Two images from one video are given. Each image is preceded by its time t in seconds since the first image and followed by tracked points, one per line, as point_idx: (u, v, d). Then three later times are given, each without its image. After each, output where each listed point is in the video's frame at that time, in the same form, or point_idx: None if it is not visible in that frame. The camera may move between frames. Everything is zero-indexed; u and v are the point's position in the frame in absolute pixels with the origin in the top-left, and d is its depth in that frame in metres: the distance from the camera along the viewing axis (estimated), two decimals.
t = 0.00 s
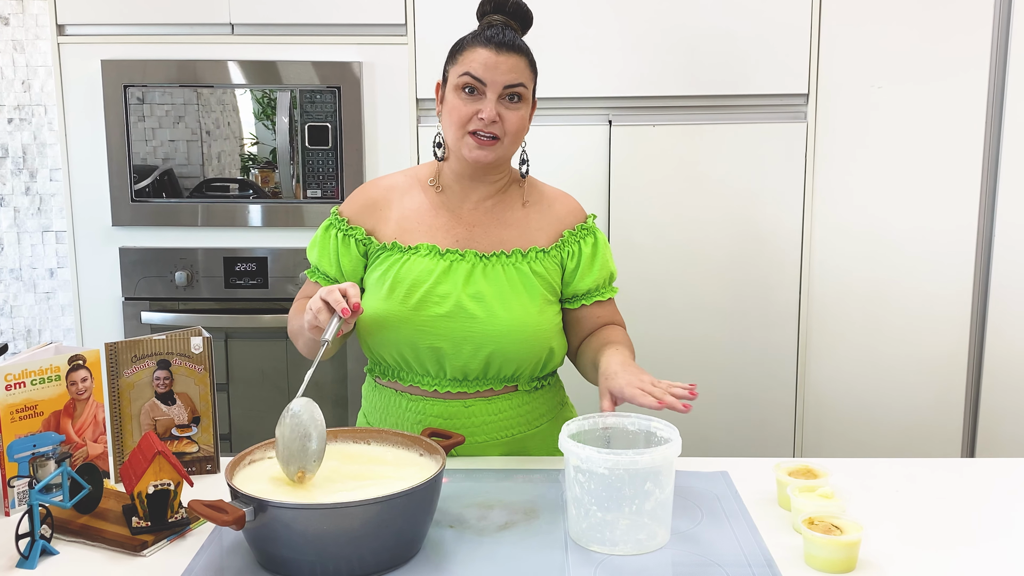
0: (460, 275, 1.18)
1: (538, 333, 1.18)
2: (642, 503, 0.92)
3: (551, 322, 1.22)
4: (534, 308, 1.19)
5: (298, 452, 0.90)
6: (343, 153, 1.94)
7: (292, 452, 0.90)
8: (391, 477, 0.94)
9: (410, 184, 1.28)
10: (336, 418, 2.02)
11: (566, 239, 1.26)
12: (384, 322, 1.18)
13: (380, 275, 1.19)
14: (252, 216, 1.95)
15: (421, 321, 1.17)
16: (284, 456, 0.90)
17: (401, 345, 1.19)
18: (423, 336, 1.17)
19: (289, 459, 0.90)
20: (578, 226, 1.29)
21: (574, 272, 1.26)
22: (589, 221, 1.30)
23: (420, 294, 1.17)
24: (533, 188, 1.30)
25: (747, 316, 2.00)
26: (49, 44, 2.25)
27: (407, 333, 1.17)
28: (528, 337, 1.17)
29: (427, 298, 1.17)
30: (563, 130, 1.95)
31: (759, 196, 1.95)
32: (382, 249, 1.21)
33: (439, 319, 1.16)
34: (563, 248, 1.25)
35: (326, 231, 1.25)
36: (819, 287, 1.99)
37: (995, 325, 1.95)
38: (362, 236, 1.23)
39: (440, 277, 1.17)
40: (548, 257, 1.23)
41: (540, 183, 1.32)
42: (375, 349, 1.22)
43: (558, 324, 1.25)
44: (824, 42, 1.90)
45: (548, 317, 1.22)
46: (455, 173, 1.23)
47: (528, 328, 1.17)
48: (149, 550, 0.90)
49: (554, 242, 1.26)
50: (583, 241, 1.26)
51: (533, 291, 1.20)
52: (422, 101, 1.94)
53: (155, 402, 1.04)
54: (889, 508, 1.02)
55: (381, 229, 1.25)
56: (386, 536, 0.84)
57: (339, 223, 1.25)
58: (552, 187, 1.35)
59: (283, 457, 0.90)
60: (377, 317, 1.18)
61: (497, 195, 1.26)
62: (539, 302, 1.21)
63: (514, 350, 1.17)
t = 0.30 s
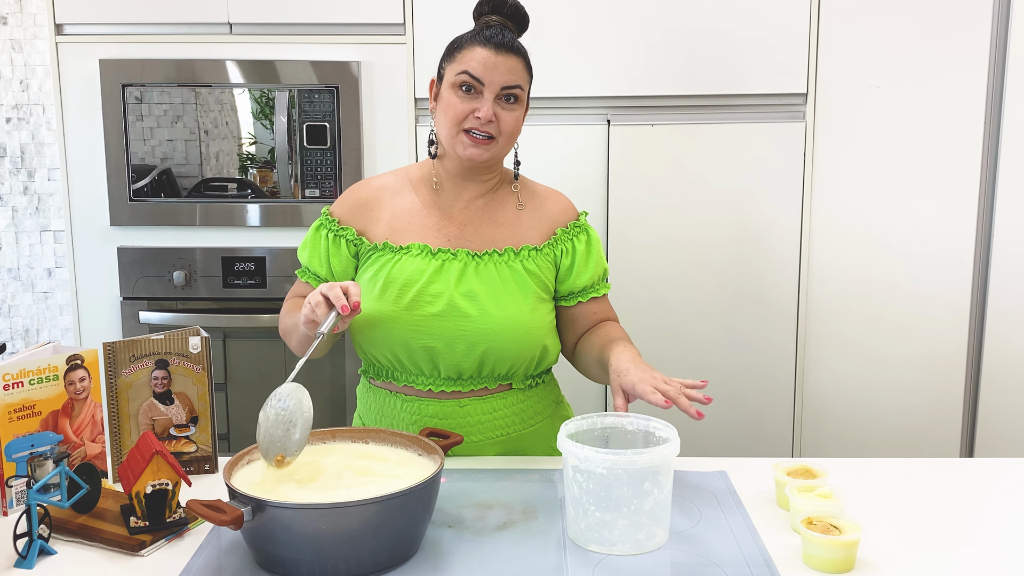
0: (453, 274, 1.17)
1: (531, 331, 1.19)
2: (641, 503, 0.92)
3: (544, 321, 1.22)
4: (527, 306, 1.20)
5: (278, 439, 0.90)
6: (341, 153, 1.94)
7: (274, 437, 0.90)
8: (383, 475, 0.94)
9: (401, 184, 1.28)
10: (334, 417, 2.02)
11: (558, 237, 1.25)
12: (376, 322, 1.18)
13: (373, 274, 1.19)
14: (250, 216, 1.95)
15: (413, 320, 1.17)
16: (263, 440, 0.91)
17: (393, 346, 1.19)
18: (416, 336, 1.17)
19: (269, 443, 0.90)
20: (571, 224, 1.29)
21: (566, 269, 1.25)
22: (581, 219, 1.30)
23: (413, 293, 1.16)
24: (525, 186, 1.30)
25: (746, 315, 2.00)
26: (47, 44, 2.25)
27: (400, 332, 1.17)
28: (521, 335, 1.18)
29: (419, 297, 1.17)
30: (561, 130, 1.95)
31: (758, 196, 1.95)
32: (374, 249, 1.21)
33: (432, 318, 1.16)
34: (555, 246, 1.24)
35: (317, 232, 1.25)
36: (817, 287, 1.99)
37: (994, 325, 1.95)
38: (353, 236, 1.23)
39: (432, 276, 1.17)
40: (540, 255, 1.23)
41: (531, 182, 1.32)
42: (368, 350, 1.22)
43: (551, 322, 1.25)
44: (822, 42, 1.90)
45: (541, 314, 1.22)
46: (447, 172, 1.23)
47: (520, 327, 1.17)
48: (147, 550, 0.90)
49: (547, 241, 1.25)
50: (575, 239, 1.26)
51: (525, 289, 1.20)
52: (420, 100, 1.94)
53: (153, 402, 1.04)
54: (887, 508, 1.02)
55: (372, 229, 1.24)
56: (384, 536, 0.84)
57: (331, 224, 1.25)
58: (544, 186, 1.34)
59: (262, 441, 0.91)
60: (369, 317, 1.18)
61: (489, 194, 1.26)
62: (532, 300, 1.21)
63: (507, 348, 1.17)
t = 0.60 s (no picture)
0: (451, 273, 1.17)
1: (530, 329, 1.19)
2: (639, 503, 0.91)
3: (543, 320, 1.21)
4: (526, 305, 1.20)
5: (302, 438, 0.91)
6: (339, 152, 1.94)
7: (297, 436, 0.91)
8: (381, 473, 0.94)
9: (397, 183, 1.28)
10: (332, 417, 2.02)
11: (554, 235, 1.25)
12: (376, 322, 1.17)
13: (371, 273, 1.19)
14: (248, 216, 1.95)
15: (412, 319, 1.16)
16: (285, 441, 0.91)
17: (392, 345, 1.18)
18: (415, 335, 1.17)
19: (292, 442, 0.91)
20: (566, 222, 1.29)
21: (564, 268, 1.25)
22: (577, 218, 1.30)
23: (412, 292, 1.16)
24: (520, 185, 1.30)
25: (745, 315, 2.00)
26: (45, 43, 2.24)
27: (399, 332, 1.17)
28: (520, 334, 1.17)
29: (418, 297, 1.16)
30: (560, 130, 1.94)
31: (757, 195, 1.95)
32: (372, 249, 1.21)
33: (431, 317, 1.16)
34: (552, 244, 1.25)
35: (314, 232, 1.25)
36: (816, 287, 1.99)
37: (992, 325, 1.94)
38: (351, 236, 1.22)
39: (431, 275, 1.17)
40: (538, 254, 1.23)
41: (526, 181, 1.33)
42: (366, 350, 1.22)
43: (550, 321, 1.25)
44: (821, 41, 1.90)
45: (540, 312, 1.22)
46: (443, 171, 1.23)
47: (519, 325, 1.17)
48: (146, 550, 0.90)
49: (544, 239, 1.26)
50: (571, 237, 1.26)
51: (524, 287, 1.20)
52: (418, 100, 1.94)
53: (151, 401, 1.04)
54: (886, 507, 1.02)
55: (369, 230, 1.24)
56: (382, 536, 0.84)
57: (327, 224, 1.25)
58: (539, 185, 1.35)
59: (283, 441, 0.91)
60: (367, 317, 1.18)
61: (485, 193, 1.26)
62: (531, 298, 1.21)
63: (507, 347, 1.17)
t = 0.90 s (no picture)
0: (449, 272, 1.17)
1: (529, 328, 1.18)
2: (638, 503, 0.91)
3: (541, 319, 1.21)
4: (525, 304, 1.19)
5: (301, 448, 0.90)
6: (338, 152, 1.94)
7: (297, 446, 0.90)
8: (379, 472, 0.94)
9: (393, 183, 1.28)
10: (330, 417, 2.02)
11: (552, 234, 1.25)
12: (374, 321, 1.17)
13: (369, 272, 1.19)
14: (246, 215, 1.94)
15: (410, 318, 1.16)
16: (285, 451, 0.90)
17: (390, 344, 1.18)
18: (413, 334, 1.17)
19: (292, 451, 0.90)
20: (565, 223, 1.28)
21: (562, 267, 1.25)
22: (575, 219, 1.29)
23: (410, 291, 1.16)
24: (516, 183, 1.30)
25: (744, 315, 2.00)
26: (43, 43, 2.24)
27: (397, 331, 1.17)
28: (519, 333, 1.17)
29: (416, 296, 1.16)
30: (559, 129, 1.94)
31: (756, 195, 1.95)
32: (370, 248, 1.21)
33: (429, 316, 1.16)
34: (550, 244, 1.24)
35: (312, 232, 1.25)
36: (815, 286, 1.99)
37: (991, 325, 1.94)
38: (348, 235, 1.22)
39: (429, 274, 1.17)
40: (536, 253, 1.22)
41: (523, 180, 1.32)
42: (365, 350, 1.22)
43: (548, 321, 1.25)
44: (820, 41, 1.90)
45: (539, 311, 1.22)
46: (439, 170, 1.24)
47: (517, 325, 1.17)
48: (144, 550, 0.90)
49: (542, 238, 1.25)
50: (569, 238, 1.26)
51: (523, 287, 1.20)
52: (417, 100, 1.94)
53: (149, 401, 1.04)
54: (884, 508, 1.02)
55: (368, 230, 1.24)
56: (380, 536, 0.83)
57: (325, 223, 1.25)
58: (537, 185, 1.34)
59: (284, 451, 0.90)
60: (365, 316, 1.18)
61: (482, 191, 1.26)
62: (529, 298, 1.20)
63: (505, 346, 1.17)
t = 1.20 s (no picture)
0: (446, 271, 1.17)
1: (526, 325, 1.18)
2: (636, 503, 0.91)
3: (540, 316, 1.21)
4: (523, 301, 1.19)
5: (296, 446, 0.90)
6: (336, 151, 1.94)
7: (292, 444, 0.90)
8: (377, 471, 0.94)
9: (386, 184, 1.28)
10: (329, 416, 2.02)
11: (549, 229, 1.24)
12: (371, 322, 1.17)
13: (367, 273, 1.19)
14: (244, 215, 1.94)
15: (407, 318, 1.16)
16: (281, 449, 0.90)
17: (388, 344, 1.18)
18: (410, 333, 1.16)
19: (287, 449, 0.90)
20: (561, 216, 1.28)
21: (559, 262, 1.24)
22: (571, 211, 1.29)
23: (406, 291, 1.16)
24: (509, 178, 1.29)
25: (742, 314, 1.99)
26: (41, 42, 2.24)
27: (394, 331, 1.17)
28: (517, 330, 1.17)
29: (413, 295, 1.16)
30: (557, 129, 1.94)
31: (754, 195, 1.95)
32: (366, 249, 1.21)
33: (426, 316, 1.16)
34: (547, 238, 1.23)
35: (307, 236, 1.25)
36: (813, 286, 1.99)
37: (989, 325, 1.94)
38: (343, 238, 1.22)
39: (425, 274, 1.17)
40: (533, 248, 1.22)
41: (517, 175, 1.32)
42: (363, 351, 1.22)
43: (547, 318, 1.24)
44: (818, 40, 1.90)
45: (536, 306, 1.21)
46: (431, 170, 1.24)
47: (514, 322, 1.17)
48: (141, 550, 0.90)
49: (538, 233, 1.25)
50: (567, 230, 1.25)
51: (519, 283, 1.19)
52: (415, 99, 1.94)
53: (147, 401, 1.03)
54: (882, 507, 1.02)
55: (363, 232, 1.24)
56: (379, 536, 0.83)
57: (321, 227, 1.25)
58: (532, 180, 1.34)
59: (279, 450, 0.90)
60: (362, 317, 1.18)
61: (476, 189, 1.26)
62: (527, 294, 1.20)
63: (503, 343, 1.17)
